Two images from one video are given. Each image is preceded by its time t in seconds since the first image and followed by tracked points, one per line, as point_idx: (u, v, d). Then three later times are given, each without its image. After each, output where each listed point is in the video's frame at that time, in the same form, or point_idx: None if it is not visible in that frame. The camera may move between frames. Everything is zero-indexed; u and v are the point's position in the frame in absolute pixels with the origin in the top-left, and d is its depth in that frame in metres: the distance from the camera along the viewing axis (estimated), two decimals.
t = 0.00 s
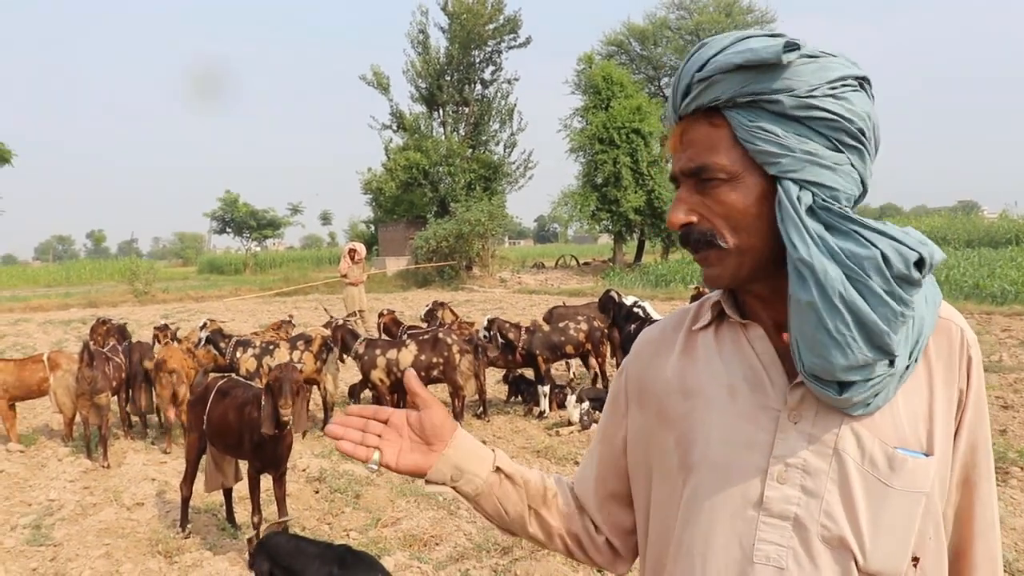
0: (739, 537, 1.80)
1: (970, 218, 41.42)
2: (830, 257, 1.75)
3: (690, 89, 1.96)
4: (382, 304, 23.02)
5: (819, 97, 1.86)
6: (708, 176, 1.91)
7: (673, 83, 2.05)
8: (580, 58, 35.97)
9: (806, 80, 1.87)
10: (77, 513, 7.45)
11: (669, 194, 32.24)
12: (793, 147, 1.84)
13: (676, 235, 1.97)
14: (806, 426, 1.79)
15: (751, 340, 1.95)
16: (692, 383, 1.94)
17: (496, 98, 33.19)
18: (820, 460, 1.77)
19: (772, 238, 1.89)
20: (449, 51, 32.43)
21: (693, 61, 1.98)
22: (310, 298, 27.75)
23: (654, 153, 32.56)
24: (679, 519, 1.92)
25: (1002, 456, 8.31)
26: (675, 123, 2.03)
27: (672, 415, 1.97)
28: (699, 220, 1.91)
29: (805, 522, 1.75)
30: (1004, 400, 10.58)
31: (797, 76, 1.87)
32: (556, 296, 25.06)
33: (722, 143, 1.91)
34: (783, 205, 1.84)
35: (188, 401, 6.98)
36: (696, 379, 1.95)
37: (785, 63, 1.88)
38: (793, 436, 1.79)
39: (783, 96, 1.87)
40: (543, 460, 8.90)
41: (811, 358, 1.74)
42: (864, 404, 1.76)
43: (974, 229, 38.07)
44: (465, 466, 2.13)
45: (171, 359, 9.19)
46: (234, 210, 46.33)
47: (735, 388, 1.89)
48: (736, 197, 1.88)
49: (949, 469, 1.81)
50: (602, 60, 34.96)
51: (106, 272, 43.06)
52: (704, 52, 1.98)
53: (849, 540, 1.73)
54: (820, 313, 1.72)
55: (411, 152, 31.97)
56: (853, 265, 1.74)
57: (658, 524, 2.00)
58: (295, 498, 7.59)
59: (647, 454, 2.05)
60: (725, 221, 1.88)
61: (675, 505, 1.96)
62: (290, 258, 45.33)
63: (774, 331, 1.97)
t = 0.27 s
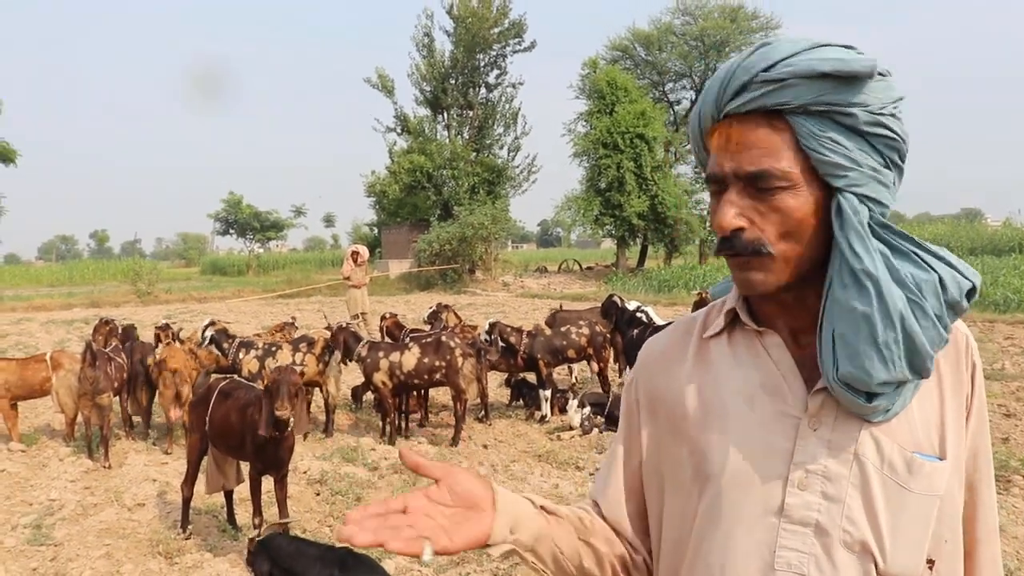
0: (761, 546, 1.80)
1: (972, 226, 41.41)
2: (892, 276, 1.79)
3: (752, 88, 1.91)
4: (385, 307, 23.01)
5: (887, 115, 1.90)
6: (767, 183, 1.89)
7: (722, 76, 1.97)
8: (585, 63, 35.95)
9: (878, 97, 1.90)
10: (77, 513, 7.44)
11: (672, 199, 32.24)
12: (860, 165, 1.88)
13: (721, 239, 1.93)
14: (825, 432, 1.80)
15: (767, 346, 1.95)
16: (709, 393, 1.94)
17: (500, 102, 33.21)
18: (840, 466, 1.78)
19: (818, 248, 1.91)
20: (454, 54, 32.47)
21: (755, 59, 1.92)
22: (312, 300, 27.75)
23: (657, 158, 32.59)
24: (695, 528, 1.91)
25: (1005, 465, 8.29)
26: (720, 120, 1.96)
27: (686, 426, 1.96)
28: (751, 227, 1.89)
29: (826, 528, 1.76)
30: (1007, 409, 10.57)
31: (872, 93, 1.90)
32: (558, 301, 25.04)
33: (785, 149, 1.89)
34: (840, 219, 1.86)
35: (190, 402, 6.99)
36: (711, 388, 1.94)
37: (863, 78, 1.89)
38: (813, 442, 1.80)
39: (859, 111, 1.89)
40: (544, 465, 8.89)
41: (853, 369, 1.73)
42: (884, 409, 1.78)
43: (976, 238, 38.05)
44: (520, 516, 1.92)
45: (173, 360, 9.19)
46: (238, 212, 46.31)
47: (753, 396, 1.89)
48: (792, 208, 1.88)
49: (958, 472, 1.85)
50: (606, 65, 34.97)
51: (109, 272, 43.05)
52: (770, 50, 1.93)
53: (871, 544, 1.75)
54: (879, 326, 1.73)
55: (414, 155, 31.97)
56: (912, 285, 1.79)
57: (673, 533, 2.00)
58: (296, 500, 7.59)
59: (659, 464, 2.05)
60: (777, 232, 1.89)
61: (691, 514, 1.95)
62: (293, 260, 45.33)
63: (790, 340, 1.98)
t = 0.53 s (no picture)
0: (779, 547, 1.83)
1: (973, 231, 41.39)
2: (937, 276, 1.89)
3: (824, 83, 1.96)
4: (386, 309, 23.01)
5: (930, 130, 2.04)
6: (830, 178, 1.94)
7: (786, 66, 2.00)
8: (588, 65, 35.89)
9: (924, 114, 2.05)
10: (78, 512, 7.45)
11: (674, 202, 32.24)
12: (905, 175, 2.00)
13: (782, 230, 1.94)
14: (839, 432, 1.85)
15: (780, 345, 1.97)
16: (720, 395, 1.95)
17: (503, 103, 33.17)
18: (853, 463, 1.82)
19: (861, 247, 1.97)
20: (457, 56, 32.46)
21: (824, 55, 1.98)
22: (314, 300, 27.75)
23: (659, 161, 32.59)
24: (710, 530, 1.93)
25: (1006, 471, 8.29)
26: (783, 109, 1.97)
27: (696, 431, 1.97)
28: (813, 221, 1.93)
29: (843, 525, 1.80)
30: (1007, 414, 10.57)
31: (917, 105, 2.02)
32: (560, 303, 25.04)
33: (845, 148, 1.95)
34: (886, 220, 1.94)
35: (192, 401, 7.00)
36: (724, 391, 1.95)
37: (911, 91, 2.01)
38: (827, 440, 1.84)
39: (911, 122, 2.01)
40: (545, 466, 8.90)
41: (896, 357, 1.76)
42: (896, 405, 1.83)
43: (978, 243, 38.05)
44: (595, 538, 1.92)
45: (174, 359, 9.20)
46: (240, 211, 46.27)
47: (766, 398, 1.91)
48: (848, 207, 1.95)
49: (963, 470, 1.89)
50: (609, 68, 34.93)
51: (111, 271, 43.03)
52: (837, 52, 2.00)
53: (887, 541, 1.78)
54: (930, 315, 1.79)
55: (417, 156, 31.95)
56: (952, 285, 1.87)
57: (686, 536, 2.02)
58: (296, 500, 7.60)
59: (670, 468, 2.06)
60: (834, 227, 1.94)
61: (704, 518, 1.97)
62: (295, 261, 45.31)
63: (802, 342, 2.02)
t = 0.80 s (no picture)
0: (786, 546, 1.83)
1: (973, 234, 41.42)
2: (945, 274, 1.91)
3: (841, 83, 1.97)
4: (386, 308, 23.02)
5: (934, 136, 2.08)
6: (842, 176, 1.96)
7: (802, 64, 2.00)
8: (590, 66, 35.86)
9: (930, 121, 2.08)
10: (77, 510, 7.45)
11: (675, 204, 32.25)
12: (912, 177, 2.02)
13: (796, 222, 1.94)
14: (845, 431, 1.85)
15: (786, 346, 1.97)
16: (726, 394, 1.95)
17: (505, 104, 33.16)
18: (860, 463, 1.82)
19: (869, 246, 1.98)
20: (459, 56, 32.45)
21: (841, 56, 2.00)
22: (314, 300, 27.75)
23: (661, 162, 32.61)
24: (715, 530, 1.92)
25: (1007, 473, 8.30)
26: (799, 105, 1.97)
27: (701, 431, 1.96)
28: (827, 216, 1.93)
29: (850, 525, 1.80)
30: (1007, 417, 10.57)
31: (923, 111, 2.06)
32: (560, 303, 25.05)
33: (860, 147, 1.97)
34: (894, 219, 1.96)
35: (191, 400, 7.00)
36: (728, 392, 1.95)
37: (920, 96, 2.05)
38: (833, 440, 1.84)
39: (918, 128, 2.05)
40: (545, 467, 8.90)
41: (909, 352, 1.78)
42: (902, 403, 1.84)
43: (977, 246, 38.08)
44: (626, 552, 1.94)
45: (175, 358, 9.20)
46: (241, 210, 46.26)
47: (772, 398, 1.91)
48: (860, 205, 1.96)
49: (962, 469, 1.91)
50: (611, 69, 34.94)
51: (112, 269, 43.04)
52: (853, 53, 2.02)
53: (893, 540, 1.79)
54: (941, 312, 1.82)
55: (418, 156, 31.94)
56: (959, 285, 1.90)
57: (690, 538, 2.01)
58: (296, 499, 7.60)
59: (673, 470, 2.05)
60: (846, 224, 1.95)
61: (709, 518, 1.96)
62: (296, 260, 45.30)
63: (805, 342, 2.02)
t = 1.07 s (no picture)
0: (785, 546, 1.83)
1: (971, 236, 41.49)
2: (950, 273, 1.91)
3: (854, 80, 1.99)
4: (385, 307, 23.00)
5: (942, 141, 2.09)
6: (851, 170, 1.95)
7: (816, 62, 2.02)
8: (590, 66, 35.83)
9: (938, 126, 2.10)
10: (74, 508, 7.44)
11: (673, 205, 32.27)
12: (918, 179, 2.03)
13: (805, 209, 1.93)
14: (846, 433, 1.86)
15: (790, 346, 1.97)
16: (728, 394, 1.94)
17: (504, 104, 33.16)
18: (860, 465, 1.83)
19: (875, 244, 1.97)
20: (458, 55, 32.44)
21: (855, 56, 2.02)
22: (312, 299, 27.72)
23: (659, 163, 32.62)
24: (716, 531, 1.91)
25: (1003, 475, 8.32)
26: (812, 99, 1.99)
27: (702, 431, 1.95)
28: (835, 205, 1.92)
29: (849, 527, 1.80)
30: (1004, 420, 10.59)
31: (931, 116, 2.07)
32: (558, 304, 25.06)
33: (869, 143, 1.97)
34: (900, 219, 1.96)
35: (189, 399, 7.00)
36: (730, 391, 1.94)
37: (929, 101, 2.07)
38: (834, 442, 1.85)
39: (926, 133, 2.05)
40: (542, 467, 8.91)
41: (914, 346, 1.79)
42: (904, 404, 1.84)
43: (975, 248, 38.15)
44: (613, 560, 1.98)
45: (173, 356, 9.20)
46: (239, 209, 46.22)
47: (775, 397, 1.90)
48: (867, 199, 1.96)
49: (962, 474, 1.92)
50: (610, 69, 34.93)
51: (110, 267, 43.00)
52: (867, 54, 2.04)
53: (892, 542, 1.80)
54: (945, 307, 1.82)
55: (417, 155, 31.93)
56: (964, 284, 1.90)
57: (688, 540, 2.00)
58: (293, 498, 7.59)
59: (675, 469, 2.03)
60: (853, 217, 1.94)
61: (707, 520, 1.95)
62: (294, 259, 45.28)
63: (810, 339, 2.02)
